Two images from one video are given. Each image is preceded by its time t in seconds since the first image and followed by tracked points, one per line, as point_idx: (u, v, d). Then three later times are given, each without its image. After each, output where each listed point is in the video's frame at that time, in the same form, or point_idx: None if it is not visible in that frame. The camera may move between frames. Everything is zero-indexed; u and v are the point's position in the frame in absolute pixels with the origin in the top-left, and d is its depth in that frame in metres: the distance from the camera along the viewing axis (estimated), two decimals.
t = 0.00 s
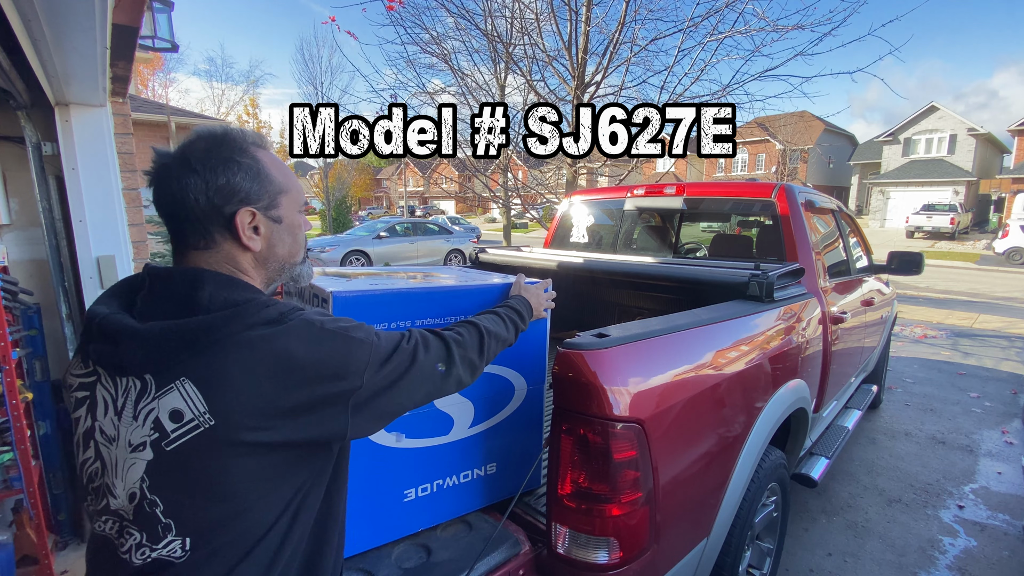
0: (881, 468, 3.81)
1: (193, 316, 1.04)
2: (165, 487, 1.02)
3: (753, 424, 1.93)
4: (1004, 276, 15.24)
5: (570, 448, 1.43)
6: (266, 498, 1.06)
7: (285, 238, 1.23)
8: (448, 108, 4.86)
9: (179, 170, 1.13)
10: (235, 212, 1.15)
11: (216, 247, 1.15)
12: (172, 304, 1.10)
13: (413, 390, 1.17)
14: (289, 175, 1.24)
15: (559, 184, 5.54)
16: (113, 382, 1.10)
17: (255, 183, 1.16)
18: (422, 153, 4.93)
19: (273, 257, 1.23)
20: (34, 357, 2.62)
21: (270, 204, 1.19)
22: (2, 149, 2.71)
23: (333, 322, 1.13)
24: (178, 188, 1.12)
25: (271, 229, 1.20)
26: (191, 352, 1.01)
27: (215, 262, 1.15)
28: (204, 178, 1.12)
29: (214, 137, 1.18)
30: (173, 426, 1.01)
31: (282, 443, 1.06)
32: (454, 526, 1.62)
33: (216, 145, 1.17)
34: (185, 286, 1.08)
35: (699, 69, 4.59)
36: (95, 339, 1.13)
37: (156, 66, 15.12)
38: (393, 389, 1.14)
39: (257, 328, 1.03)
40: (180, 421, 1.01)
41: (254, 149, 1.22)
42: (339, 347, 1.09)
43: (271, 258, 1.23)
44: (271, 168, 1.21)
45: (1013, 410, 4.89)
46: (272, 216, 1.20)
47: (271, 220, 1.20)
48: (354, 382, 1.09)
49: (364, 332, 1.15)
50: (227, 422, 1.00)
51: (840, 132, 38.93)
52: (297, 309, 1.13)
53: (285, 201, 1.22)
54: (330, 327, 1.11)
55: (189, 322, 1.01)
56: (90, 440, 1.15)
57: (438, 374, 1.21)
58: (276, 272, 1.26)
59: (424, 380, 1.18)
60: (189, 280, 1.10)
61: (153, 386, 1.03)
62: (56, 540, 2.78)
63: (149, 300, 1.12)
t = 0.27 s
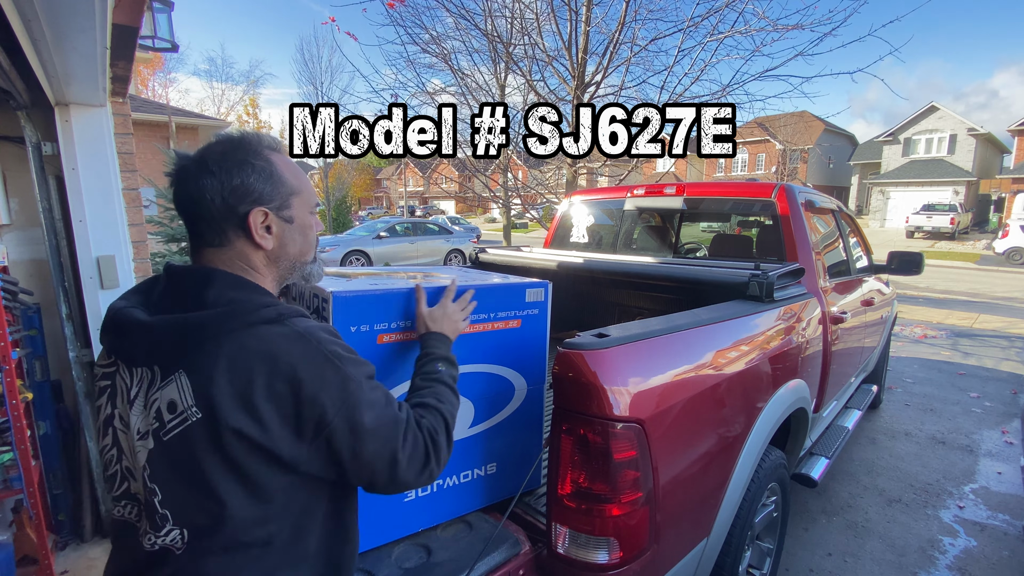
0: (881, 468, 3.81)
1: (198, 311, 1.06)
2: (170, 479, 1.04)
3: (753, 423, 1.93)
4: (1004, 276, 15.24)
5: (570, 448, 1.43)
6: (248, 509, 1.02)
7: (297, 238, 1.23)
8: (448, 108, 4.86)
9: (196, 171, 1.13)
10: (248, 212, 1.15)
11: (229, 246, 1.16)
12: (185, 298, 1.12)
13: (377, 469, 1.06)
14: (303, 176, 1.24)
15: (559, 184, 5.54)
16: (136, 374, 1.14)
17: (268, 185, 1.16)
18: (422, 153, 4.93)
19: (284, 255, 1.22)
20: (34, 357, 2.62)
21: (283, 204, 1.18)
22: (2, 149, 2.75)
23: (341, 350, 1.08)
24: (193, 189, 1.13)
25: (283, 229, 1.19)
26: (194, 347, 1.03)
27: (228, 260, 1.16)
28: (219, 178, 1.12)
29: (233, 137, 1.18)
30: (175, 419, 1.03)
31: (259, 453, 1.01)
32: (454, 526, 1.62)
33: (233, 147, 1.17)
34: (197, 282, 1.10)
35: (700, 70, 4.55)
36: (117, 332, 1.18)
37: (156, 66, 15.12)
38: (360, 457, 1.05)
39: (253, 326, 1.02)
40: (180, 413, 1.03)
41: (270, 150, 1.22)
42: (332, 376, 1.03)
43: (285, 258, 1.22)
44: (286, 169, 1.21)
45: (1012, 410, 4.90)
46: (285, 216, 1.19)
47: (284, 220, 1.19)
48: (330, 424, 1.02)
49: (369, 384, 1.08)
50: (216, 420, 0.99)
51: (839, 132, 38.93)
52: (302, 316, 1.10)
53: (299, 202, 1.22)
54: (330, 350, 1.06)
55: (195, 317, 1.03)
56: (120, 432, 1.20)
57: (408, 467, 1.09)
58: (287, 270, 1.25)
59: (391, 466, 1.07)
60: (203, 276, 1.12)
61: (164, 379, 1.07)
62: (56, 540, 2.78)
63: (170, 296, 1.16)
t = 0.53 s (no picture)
0: (882, 468, 3.81)
1: (160, 303, 1.11)
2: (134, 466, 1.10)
3: (753, 423, 1.93)
4: (1004, 276, 15.24)
5: (570, 448, 1.43)
6: (189, 499, 1.05)
7: (279, 238, 1.23)
8: (448, 108, 4.86)
9: (178, 173, 1.15)
10: (228, 214, 1.15)
11: (210, 246, 1.17)
12: (158, 291, 1.19)
13: (289, 493, 1.03)
14: (286, 176, 1.23)
15: (559, 184, 5.54)
16: (118, 366, 1.23)
17: (248, 186, 1.16)
18: (422, 153, 4.94)
19: (266, 255, 1.23)
20: (34, 357, 2.62)
21: (263, 205, 1.18)
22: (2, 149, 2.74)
23: (286, 357, 1.08)
24: (175, 189, 1.14)
25: (264, 229, 1.20)
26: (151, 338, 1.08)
27: (209, 260, 1.17)
28: (198, 181, 1.13)
29: (215, 138, 1.18)
30: (134, 407, 1.10)
31: (191, 446, 1.03)
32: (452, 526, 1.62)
33: (214, 148, 1.16)
34: (167, 275, 1.16)
35: (700, 70, 4.64)
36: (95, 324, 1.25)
37: (156, 65, 15.12)
38: (275, 477, 1.02)
39: (202, 318, 1.06)
40: (138, 402, 1.09)
41: (253, 150, 1.21)
42: (266, 379, 1.04)
43: (267, 257, 1.23)
44: (268, 169, 1.20)
45: (1012, 410, 4.90)
46: (266, 217, 1.19)
47: (265, 221, 1.19)
48: (252, 432, 1.01)
49: (308, 401, 1.05)
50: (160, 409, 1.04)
51: (839, 132, 38.93)
52: (256, 312, 1.12)
53: (282, 202, 1.21)
54: (270, 353, 1.06)
55: (156, 309, 1.09)
56: (105, 422, 1.29)
57: (324, 503, 1.04)
58: (270, 268, 1.26)
59: (304, 496, 1.03)
60: (182, 273, 1.15)
61: (133, 369, 1.14)
62: (56, 540, 2.78)
63: (146, 290, 1.23)
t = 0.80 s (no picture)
0: (882, 468, 3.81)
1: (144, 297, 1.12)
2: (121, 460, 1.10)
3: (753, 423, 1.93)
4: (1004, 276, 15.24)
5: (570, 448, 1.43)
6: (177, 489, 1.06)
7: (262, 234, 1.23)
8: (449, 108, 4.86)
9: (158, 173, 1.14)
10: (211, 213, 1.16)
11: (194, 244, 1.17)
12: (143, 286, 1.19)
13: (281, 474, 1.03)
14: (268, 172, 1.23)
15: (559, 184, 5.54)
16: (104, 361, 1.23)
17: (231, 186, 1.16)
18: (422, 153, 4.94)
19: (251, 251, 1.23)
20: (34, 357, 2.62)
21: (246, 204, 1.19)
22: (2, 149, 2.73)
23: (274, 341, 1.09)
24: (156, 190, 1.14)
25: (248, 227, 1.20)
26: (137, 331, 1.09)
27: (193, 258, 1.18)
28: (180, 180, 1.13)
29: (195, 136, 1.18)
30: (123, 400, 1.10)
31: (184, 434, 1.04)
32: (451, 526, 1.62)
33: (193, 147, 1.16)
34: (153, 269, 1.16)
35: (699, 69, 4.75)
36: (82, 321, 1.25)
37: (155, 65, 15.12)
38: (267, 458, 1.02)
39: (188, 310, 1.07)
40: (126, 395, 1.09)
41: (232, 147, 1.21)
42: (254, 363, 1.04)
43: (251, 254, 1.24)
44: (249, 168, 1.21)
45: (1012, 410, 4.90)
46: (250, 215, 1.20)
47: (248, 219, 1.20)
48: (244, 415, 1.02)
49: (298, 382, 1.06)
50: (148, 401, 1.04)
51: (839, 132, 38.93)
52: (240, 302, 1.13)
53: (265, 199, 1.22)
54: (257, 338, 1.07)
55: (142, 301, 1.09)
56: (93, 419, 1.28)
57: (317, 483, 1.04)
58: (255, 264, 1.26)
59: (297, 477, 1.04)
60: (166, 268, 1.16)
61: (119, 363, 1.14)
62: (56, 540, 2.78)
63: (130, 285, 1.23)
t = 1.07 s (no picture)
0: (882, 468, 3.81)
1: (148, 296, 1.12)
2: (124, 456, 1.10)
3: (753, 423, 1.93)
4: (1004, 276, 15.23)
5: (569, 448, 1.43)
6: (179, 483, 1.06)
7: (263, 236, 1.24)
8: (449, 108, 4.86)
9: (162, 177, 1.14)
10: (213, 216, 1.16)
11: (196, 246, 1.17)
12: (146, 285, 1.19)
13: (283, 472, 1.03)
14: (270, 175, 1.23)
15: (559, 184, 5.54)
16: (107, 359, 1.23)
17: (233, 190, 1.16)
18: (422, 153, 4.94)
19: (252, 253, 1.23)
20: (34, 357, 2.62)
21: (248, 207, 1.19)
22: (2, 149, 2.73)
23: (275, 342, 1.09)
24: (160, 193, 1.14)
25: (250, 230, 1.20)
26: (141, 330, 1.09)
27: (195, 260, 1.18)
28: (183, 184, 1.13)
29: (198, 139, 1.18)
30: (125, 398, 1.10)
31: (187, 432, 1.04)
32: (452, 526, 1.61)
33: (196, 151, 1.16)
34: (156, 269, 1.16)
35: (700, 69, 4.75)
36: (86, 320, 1.25)
37: (155, 65, 15.12)
38: (268, 456, 1.02)
39: (191, 310, 1.07)
40: (128, 392, 1.09)
41: (234, 151, 1.21)
42: (256, 363, 1.04)
43: (253, 256, 1.24)
44: (252, 171, 1.20)
45: (1012, 410, 4.90)
46: (251, 218, 1.20)
47: (250, 222, 1.20)
48: (245, 415, 1.02)
49: (298, 382, 1.06)
50: (151, 398, 1.04)
51: (839, 132, 38.92)
52: (242, 303, 1.13)
53: (266, 202, 1.22)
54: (258, 339, 1.07)
55: (146, 300, 1.09)
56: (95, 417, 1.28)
57: (318, 481, 1.05)
58: (257, 265, 1.27)
59: (298, 476, 1.04)
60: (169, 269, 1.15)
61: (123, 361, 1.14)
62: (56, 540, 2.78)
63: (133, 284, 1.23)
